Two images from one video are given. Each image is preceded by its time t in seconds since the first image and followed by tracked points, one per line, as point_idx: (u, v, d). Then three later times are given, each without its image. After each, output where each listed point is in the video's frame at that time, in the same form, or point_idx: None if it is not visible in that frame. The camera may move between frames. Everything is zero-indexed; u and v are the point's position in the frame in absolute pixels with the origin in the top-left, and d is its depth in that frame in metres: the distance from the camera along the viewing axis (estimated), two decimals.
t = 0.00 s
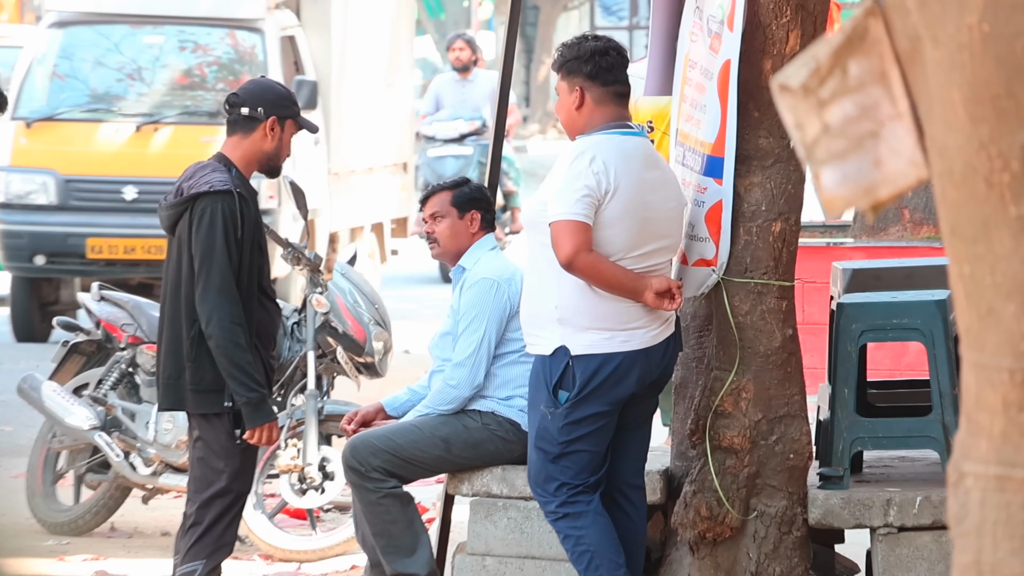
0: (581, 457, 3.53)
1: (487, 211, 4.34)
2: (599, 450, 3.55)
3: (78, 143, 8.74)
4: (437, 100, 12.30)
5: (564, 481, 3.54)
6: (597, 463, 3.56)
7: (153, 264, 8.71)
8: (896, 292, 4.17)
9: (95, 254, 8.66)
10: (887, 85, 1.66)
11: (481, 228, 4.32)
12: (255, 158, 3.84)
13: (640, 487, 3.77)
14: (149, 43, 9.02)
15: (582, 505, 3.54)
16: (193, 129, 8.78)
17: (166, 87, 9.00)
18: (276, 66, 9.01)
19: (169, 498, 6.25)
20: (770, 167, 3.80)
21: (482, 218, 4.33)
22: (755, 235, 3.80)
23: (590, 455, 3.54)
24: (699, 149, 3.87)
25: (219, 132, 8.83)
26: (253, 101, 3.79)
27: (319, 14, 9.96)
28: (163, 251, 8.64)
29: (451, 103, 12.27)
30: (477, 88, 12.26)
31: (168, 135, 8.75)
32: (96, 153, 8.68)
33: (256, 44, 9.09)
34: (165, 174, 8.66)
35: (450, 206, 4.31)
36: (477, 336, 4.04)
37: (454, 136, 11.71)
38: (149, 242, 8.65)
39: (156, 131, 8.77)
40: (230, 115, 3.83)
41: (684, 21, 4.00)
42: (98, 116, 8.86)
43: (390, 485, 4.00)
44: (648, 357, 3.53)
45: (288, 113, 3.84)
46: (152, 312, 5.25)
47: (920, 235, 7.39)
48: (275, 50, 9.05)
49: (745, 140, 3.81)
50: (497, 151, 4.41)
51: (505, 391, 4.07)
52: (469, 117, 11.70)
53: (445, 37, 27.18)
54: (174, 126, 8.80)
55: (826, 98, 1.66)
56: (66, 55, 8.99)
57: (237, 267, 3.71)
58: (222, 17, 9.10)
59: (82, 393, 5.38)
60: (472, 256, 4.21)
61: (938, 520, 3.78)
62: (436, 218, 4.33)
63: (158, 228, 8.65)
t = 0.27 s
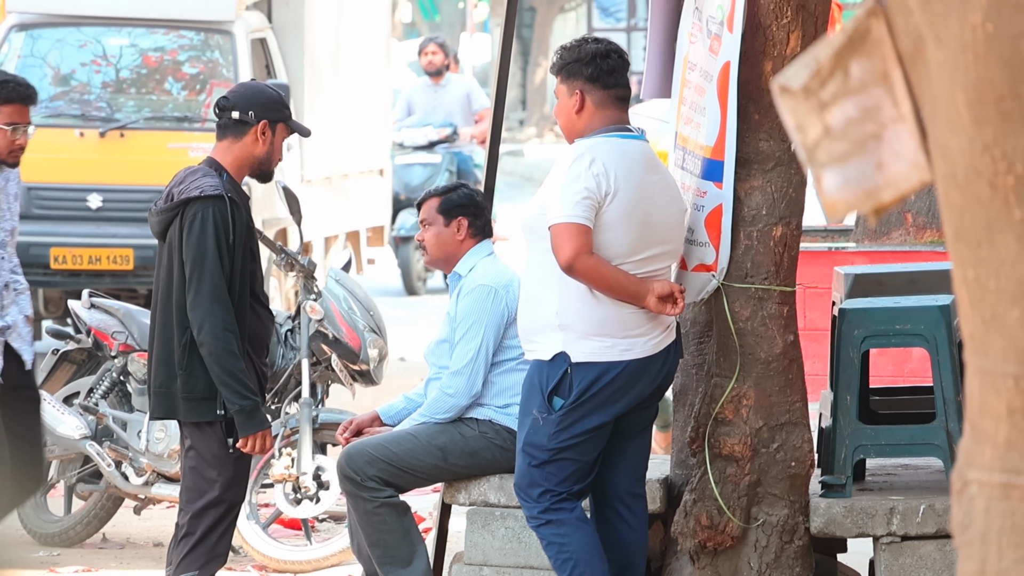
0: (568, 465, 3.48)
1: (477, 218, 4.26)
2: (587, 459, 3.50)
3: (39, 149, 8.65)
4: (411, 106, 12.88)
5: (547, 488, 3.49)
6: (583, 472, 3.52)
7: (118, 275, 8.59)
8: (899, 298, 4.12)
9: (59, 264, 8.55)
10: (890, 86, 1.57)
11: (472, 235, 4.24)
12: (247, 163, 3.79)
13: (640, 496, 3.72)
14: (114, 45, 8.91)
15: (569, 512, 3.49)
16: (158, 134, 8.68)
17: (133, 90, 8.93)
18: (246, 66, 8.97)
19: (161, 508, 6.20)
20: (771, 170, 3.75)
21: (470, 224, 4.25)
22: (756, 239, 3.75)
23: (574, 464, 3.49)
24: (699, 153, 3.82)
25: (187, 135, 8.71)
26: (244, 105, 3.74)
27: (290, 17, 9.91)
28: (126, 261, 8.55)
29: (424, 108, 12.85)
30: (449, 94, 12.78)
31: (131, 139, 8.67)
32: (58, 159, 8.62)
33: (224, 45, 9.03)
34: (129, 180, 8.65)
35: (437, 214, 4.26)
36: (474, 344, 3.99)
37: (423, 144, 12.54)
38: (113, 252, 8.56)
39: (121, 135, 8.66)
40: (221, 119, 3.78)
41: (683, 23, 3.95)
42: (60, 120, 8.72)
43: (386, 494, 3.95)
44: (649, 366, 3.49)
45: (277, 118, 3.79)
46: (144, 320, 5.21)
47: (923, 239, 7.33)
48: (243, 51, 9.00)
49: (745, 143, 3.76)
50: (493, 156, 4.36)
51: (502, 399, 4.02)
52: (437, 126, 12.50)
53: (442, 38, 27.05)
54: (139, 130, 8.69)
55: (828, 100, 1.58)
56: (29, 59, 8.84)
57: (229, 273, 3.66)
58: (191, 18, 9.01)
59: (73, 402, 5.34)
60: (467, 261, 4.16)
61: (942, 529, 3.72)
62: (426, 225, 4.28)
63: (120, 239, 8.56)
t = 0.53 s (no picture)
0: (595, 476, 3.44)
1: (473, 220, 4.17)
2: (609, 469, 3.46)
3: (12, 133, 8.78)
4: (391, 108, 12.26)
5: (574, 501, 3.45)
6: (608, 484, 3.48)
7: (93, 259, 8.64)
8: (912, 299, 4.07)
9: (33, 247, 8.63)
10: (901, 85, 1.56)
11: (472, 238, 4.17)
12: (248, 164, 3.75)
13: (650, 500, 3.67)
14: (91, 25, 9.22)
15: (589, 530, 3.46)
16: (137, 116, 8.99)
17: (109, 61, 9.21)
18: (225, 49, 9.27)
19: (165, 513, 6.16)
20: (781, 171, 3.71)
21: (465, 227, 4.17)
22: (766, 240, 3.70)
23: (603, 474, 3.45)
24: (708, 153, 3.77)
25: (165, 116, 9.02)
26: (245, 105, 3.70)
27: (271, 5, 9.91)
28: (102, 243, 8.59)
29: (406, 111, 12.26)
30: (433, 95, 12.26)
31: (107, 120, 8.95)
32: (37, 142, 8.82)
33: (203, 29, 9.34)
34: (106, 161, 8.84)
35: (437, 217, 4.22)
36: (480, 347, 3.94)
37: (406, 148, 11.83)
38: (88, 235, 8.60)
39: (98, 114, 8.96)
40: (222, 120, 3.74)
41: (692, 21, 3.90)
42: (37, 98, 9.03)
43: (391, 499, 3.90)
44: (663, 369, 3.44)
45: (275, 118, 3.75)
46: (145, 322, 5.19)
47: (936, 240, 7.23)
48: (223, 35, 9.26)
49: (755, 143, 3.71)
50: (499, 156, 4.32)
51: (509, 402, 3.97)
52: (420, 130, 11.79)
53: (450, 40, 27.01)
54: (116, 112, 8.99)
55: (838, 99, 1.57)
56: None
57: (230, 275, 3.62)
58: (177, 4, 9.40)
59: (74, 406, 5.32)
60: (473, 263, 4.11)
61: (956, 534, 3.66)
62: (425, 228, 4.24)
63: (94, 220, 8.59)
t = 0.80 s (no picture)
0: (603, 474, 3.44)
1: (477, 218, 4.16)
2: (616, 467, 3.45)
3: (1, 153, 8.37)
4: (375, 107, 12.24)
5: (582, 500, 3.44)
6: (616, 480, 3.48)
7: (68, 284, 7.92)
8: (918, 299, 4.06)
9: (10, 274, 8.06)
10: (908, 84, 1.51)
11: (476, 238, 4.17)
12: (252, 161, 3.75)
13: (655, 500, 3.67)
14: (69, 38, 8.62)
15: (596, 528, 3.46)
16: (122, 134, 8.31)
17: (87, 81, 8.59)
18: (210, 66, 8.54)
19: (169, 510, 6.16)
20: (787, 169, 3.70)
21: (470, 227, 4.16)
22: (773, 239, 3.70)
23: (612, 473, 3.45)
24: (714, 151, 3.76)
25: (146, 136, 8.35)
26: (248, 102, 3.70)
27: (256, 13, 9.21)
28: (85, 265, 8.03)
29: (390, 112, 12.32)
30: (419, 97, 12.29)
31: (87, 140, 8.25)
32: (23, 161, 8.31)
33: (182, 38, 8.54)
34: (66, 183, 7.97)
35: (442, 214, 4.22)
36: (486, 345, 3.94)
37: (393, 150, 11.48)
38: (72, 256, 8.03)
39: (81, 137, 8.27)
40: (226, 117, 3.73)
41: (698, 20, 3.89)
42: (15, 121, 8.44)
43: (397, 497, 3.89)
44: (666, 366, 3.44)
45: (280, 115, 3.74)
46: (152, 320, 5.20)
47: (944, 240, 7.11)
48: (207, 51, 8.50)
49: (762, 142, 3.71)
50: (505, 155, 4.31)
51: (515, 400, 3.97)
52: (410, 131, 11.42)
53: (455, 36, 26.95)
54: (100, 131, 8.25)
55: (845, 98, 1.52)
56: None
57: (235, 273, 3.62)
58: (156, 17, 8.60)
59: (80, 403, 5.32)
60: (479, 261, 4.11)
61: (962, 533, 3.67)
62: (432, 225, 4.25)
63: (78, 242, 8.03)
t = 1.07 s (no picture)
0: (617, 471, 3.44)
1: (495, 217, 4.17)
2: (631, 464, 3.45)
3: None
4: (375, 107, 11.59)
5: (595, 497, 3.44)
6: (630, 477, 3.47)
7: (70, 295, 7.72)
8: (937, 297, 4.05)
9: (5, 285, 7.76)
10: (927, 83, 1.51)
11: (492, 236, 4.17)
12: (269, 159, 3.77)
13: (671, 498, 3.67)
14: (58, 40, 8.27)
15: (608, 525, 3.45)
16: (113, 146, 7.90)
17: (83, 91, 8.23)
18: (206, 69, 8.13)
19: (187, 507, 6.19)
20: (805, 168, 3.69)
21: (488, 225, 4.17)
22: (790, 238, 3.69)
23: (624, 469, 3.45)
24: (732, 150, 3.76)
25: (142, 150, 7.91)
26: (266, 100, 3.71)
27: (254, 15, 8.88)
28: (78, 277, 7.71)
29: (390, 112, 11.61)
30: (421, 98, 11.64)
31: (83, 150, 7.88)
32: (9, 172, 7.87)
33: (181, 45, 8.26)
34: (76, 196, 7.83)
35: (461, 212, 4.22)
36: (503, 343, 3.95)
37: (399, 151, 10.92)
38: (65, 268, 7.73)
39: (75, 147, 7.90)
40: (243, 114, 3.75)
41: (717, 18, 3.89)
42: (5, 130, 7.99)
43: (414, 495, 3.90)
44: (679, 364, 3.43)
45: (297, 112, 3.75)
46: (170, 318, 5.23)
47: (961, 238, 7.24)
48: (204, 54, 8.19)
49: (779, 140, 3.70)
50: (523, 153, 4.32)
51: (532, 398, 3.97)
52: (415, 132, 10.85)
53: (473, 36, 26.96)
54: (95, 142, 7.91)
55: (864, 97, 1.52)
56: None
57: (252, 271, 3.63)
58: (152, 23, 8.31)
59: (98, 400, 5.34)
60: (497, 259, 4.12)
61: (980, 533, 3.65)
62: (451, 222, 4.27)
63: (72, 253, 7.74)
